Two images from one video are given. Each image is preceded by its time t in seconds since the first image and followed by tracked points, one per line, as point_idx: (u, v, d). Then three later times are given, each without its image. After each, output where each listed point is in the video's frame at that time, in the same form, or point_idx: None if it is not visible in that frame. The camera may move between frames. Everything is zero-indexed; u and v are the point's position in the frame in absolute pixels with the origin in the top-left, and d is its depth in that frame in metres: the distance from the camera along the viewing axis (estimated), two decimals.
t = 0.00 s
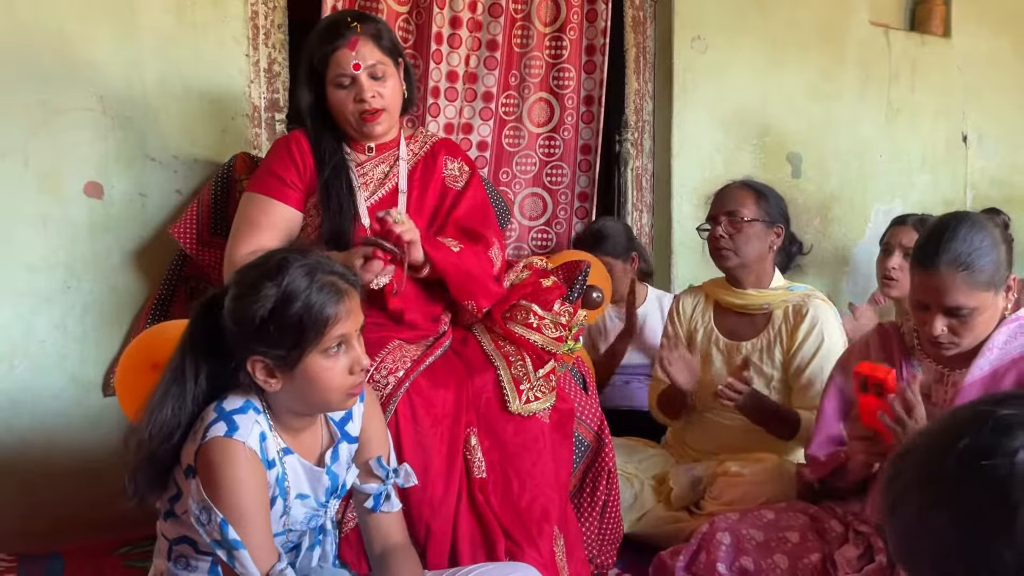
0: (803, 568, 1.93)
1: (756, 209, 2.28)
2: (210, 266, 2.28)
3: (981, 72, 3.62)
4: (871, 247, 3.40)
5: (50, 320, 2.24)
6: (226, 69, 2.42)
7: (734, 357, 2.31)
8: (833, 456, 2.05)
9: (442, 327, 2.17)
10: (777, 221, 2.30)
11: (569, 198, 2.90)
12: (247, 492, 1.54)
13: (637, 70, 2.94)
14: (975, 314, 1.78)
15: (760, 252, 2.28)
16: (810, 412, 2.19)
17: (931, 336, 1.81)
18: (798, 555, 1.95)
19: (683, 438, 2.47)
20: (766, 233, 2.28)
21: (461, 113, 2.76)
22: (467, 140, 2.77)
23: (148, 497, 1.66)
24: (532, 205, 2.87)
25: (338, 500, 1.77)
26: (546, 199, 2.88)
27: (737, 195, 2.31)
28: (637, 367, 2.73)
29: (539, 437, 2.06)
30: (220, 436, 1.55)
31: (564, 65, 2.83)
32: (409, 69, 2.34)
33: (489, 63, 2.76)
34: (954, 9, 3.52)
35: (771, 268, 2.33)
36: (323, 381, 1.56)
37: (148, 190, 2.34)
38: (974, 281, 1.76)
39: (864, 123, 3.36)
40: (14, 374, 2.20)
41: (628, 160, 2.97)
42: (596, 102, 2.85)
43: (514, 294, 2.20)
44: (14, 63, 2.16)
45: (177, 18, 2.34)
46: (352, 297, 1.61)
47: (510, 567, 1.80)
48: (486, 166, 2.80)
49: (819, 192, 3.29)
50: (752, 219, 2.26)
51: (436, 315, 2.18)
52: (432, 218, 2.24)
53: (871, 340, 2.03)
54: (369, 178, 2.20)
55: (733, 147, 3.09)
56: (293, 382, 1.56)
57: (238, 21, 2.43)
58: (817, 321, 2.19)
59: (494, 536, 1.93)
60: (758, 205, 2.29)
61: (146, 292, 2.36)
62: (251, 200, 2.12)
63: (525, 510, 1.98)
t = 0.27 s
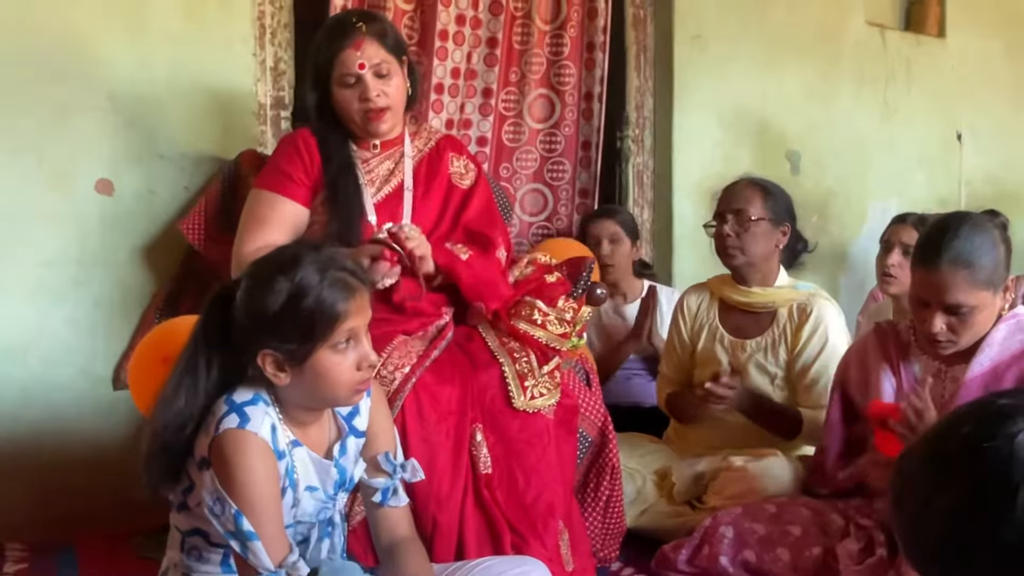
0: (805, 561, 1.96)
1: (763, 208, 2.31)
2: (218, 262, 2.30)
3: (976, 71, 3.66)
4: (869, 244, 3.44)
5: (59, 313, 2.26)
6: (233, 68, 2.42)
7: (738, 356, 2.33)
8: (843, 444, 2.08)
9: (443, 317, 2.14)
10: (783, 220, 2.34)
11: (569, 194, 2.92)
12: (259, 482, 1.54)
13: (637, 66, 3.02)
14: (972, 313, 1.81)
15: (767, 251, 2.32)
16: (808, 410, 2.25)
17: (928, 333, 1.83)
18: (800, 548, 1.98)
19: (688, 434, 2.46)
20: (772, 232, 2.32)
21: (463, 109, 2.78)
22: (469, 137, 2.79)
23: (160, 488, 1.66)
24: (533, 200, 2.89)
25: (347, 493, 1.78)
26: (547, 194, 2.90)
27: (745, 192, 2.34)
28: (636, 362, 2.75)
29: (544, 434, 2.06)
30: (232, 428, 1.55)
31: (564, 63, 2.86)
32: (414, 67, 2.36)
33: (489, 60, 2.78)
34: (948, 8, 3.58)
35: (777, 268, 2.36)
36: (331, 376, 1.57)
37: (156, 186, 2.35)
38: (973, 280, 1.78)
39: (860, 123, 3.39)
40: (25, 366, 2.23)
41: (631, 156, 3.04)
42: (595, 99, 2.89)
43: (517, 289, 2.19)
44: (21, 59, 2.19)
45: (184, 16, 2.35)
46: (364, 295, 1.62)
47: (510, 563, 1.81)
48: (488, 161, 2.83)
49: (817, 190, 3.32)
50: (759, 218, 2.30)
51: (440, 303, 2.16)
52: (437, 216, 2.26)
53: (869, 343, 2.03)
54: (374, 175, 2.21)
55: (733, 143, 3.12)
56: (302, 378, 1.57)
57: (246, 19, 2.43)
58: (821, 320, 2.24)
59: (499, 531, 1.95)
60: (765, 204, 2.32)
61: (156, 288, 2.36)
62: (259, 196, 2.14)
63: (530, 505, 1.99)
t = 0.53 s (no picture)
0: (823, 566, 1.96)
1: (779, 209, 2.31)
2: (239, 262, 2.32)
3: (994, 72, 3.65)
4: (887, 246, 3.43)
5: (83, 313, 2.28)
6: (254, 70, 2.43)
7: (755, 356, 2.33)
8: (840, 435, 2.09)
9: (467, 322, 2.18)
10: (801, 223, 2.33)
11: (587, 195, 2.92)
12: (282, 483, 1.54)
13: (655, 67, 3.03)
14: (998, 307, 1.79)
15: (781, 252, 2.32)
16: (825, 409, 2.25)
17: (951, 329, 1.82)
18: (819, 552, 1.98)
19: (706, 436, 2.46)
20: (791, 231, 2.32)
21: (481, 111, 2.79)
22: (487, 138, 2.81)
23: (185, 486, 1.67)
24: (552, 201, 2.90)
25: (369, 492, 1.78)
26: (564, 196, 2.91)
27: (762, 192, 2.35)
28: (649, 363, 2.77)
29: (563, 434, 2.06)
30: (255, 428, 1.55)
31: (583, 65, 2.87)
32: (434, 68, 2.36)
33: (507, 61, 2.79)
34: (967, 9, 3.58)
35: (795, 267, 2.36)
36: (352, 374, 1.58)
37: (178, 188, 2.36)
38: (997, 274, 1.77)
39: (878, 125, 3.39)
40: (50, 365, 2.25)
41: (649, 157, 3.06)
42: (613, 100, 2.90)
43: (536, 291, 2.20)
44: (45, 62, 2.21)
45: (206, 17, 2.36)
46: (385, 294, 1.62)
47: (532, 563, 1.81)
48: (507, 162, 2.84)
49: (834, 191, 3.33)
50: (775, 219, 2.30)
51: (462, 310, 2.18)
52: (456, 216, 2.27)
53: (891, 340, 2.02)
54: (393, 175, 2.22)
55: (750, 144, 3.13)
56: (324, 375, 1.58)
57: (266, 20, 2.43)
58: (838, 319, 2.24)
59: (518, 531, 1.94)
60: (783, 204, 2.32)
61: (177, 289, 2.37)
62: (280, 197, 2.14)
63: (550, 506, 1.99)
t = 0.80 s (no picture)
0: (851, 568, 1.95)
1: (806, 210, 2.30)
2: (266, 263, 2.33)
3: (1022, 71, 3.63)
4: (913, 246, 3.43)
5: (113, 313, 2.31)
6: (280, 72, 2.44)
7: (782, 358, 2.33)
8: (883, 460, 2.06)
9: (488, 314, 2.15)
10: (826, 223, 2.33)
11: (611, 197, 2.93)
12: (313, 480, 1.55)
13: (680, 67, 3.04)
14: None
15: (810, 253, 2.31)
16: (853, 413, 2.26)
17: (976, 335, 1.82)
18: (846, 555, 1.97)
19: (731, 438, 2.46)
20: (815, 233, 2.31)
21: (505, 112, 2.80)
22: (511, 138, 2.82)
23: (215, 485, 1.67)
24: (575, 202, 2.90)
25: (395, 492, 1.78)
26: (589, 197, 2.91)
27: (785, 194, 2.34)
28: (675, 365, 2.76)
29: (588, 435, 2.05)
30: (287, 427, 1.56)
31: (605, 65, 2.87)
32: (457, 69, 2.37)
33: (531, 62, 2.80)
34: (996, 7, 3.56)
35: (820, 269, 2.36)
36: (381, 374, 1.58)
37: (206, 190, 2.37)
38: None
39: (902, 126, 3.38)
40: (80, 365, 2.29)
41: (674, 158, 3.07)
42: (635, 100, 2.90)
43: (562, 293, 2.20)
44: (75, 66, 2.24)
45: (233, 20, 2.37)
46: (415, 293, 1.62)
47: (559, 563, 1.81)
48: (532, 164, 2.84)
49: (860, 192, 3.32)
50: (803, 220, 2.29)
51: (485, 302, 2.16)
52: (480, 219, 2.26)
53: (913, 346, 2.01)
54: (418, 178, 2.23)
55: (775, 145, 3.13)
56: (354, 375, 1.58)
57: (291, 22, 2.44)
58: (865, 322, 2.24)
59: (543, 531, 1.94)
60: (807, 206, 2.31)
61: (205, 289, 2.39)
62: (306, 199, 2.16)
63: (575, 506, 1.99)
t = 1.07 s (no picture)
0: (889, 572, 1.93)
1: (839, 210, 2.29)
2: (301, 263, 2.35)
3: None
4: (952, 245, 3.40)
5: (153, 313, 2.34)
6: (314, 73, 2.45)
7: (818, 358, 2.32)
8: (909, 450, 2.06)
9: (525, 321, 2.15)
10: (861, 222, 2.32)
11: (640, 197, 2.93)
12: (353, 478, 1.55)
13: (713, 66, 3.06)
14: None
15: (845, 254, 2.31)
16: (893, 412, 2.21)
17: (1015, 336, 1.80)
18: (884, 559, 1.95)
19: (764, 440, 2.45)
20: (850, 233, 2.30)
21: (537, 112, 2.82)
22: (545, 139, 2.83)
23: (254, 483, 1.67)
24: (606, 203, 2.90)
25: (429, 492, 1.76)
26: (619, 198, 2.91)
27: (819, 194, 2.33)
28: (708, 364, 2.76)
29: (623, 436, 2.02)
30: (326, 425, 1.55)
31: (630, 64, 2.87)
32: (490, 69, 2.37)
33: (564, 62, 2.81)
34: None
35: (856, 269, 2.35)
36: (418, 370, 1.57)
37: (242, 191, 2.39)
38: None
39: (937, 127, 3.36)
40: (121, 364, 2.33)
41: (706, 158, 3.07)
42: (661, 100, 2.91)
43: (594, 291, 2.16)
44: (116, 70, 2.27)
45: (269, 21, 2.39)
46: (452, 292, 1.62)
47: (593, 563, 1.81)
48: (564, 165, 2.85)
49: (898, 191, 3.31)
50: (837, 220, 2.28)
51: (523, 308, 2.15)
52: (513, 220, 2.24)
53: (955, 344, 2.02)
54: (452, 178, 2.21)
55: (809, 144, 3.14)
56: (392, 370, 1.57)
57: (326, 23, 2.46)
58: (903, 322, 2.22)
59: (578, 531, 1.94)
60: (842, 206, 2.30)
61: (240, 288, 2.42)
62: (342, 200, 2.17)
63: (609, 508, 1.97)
